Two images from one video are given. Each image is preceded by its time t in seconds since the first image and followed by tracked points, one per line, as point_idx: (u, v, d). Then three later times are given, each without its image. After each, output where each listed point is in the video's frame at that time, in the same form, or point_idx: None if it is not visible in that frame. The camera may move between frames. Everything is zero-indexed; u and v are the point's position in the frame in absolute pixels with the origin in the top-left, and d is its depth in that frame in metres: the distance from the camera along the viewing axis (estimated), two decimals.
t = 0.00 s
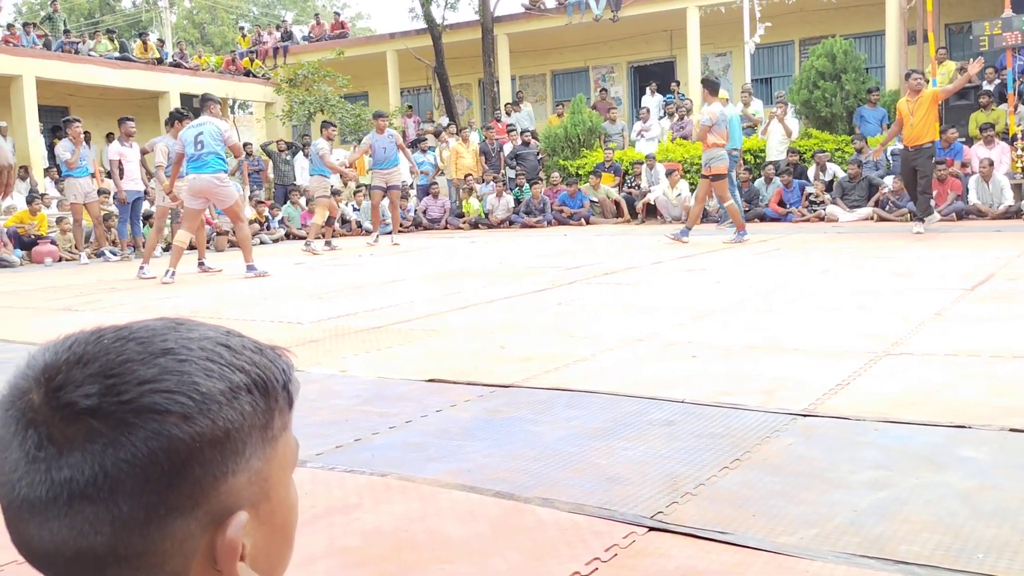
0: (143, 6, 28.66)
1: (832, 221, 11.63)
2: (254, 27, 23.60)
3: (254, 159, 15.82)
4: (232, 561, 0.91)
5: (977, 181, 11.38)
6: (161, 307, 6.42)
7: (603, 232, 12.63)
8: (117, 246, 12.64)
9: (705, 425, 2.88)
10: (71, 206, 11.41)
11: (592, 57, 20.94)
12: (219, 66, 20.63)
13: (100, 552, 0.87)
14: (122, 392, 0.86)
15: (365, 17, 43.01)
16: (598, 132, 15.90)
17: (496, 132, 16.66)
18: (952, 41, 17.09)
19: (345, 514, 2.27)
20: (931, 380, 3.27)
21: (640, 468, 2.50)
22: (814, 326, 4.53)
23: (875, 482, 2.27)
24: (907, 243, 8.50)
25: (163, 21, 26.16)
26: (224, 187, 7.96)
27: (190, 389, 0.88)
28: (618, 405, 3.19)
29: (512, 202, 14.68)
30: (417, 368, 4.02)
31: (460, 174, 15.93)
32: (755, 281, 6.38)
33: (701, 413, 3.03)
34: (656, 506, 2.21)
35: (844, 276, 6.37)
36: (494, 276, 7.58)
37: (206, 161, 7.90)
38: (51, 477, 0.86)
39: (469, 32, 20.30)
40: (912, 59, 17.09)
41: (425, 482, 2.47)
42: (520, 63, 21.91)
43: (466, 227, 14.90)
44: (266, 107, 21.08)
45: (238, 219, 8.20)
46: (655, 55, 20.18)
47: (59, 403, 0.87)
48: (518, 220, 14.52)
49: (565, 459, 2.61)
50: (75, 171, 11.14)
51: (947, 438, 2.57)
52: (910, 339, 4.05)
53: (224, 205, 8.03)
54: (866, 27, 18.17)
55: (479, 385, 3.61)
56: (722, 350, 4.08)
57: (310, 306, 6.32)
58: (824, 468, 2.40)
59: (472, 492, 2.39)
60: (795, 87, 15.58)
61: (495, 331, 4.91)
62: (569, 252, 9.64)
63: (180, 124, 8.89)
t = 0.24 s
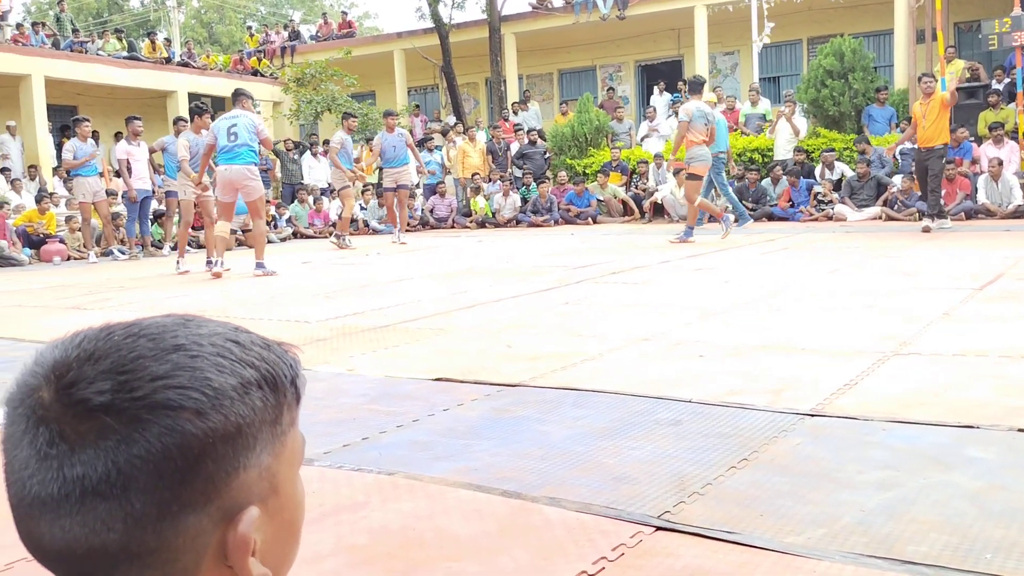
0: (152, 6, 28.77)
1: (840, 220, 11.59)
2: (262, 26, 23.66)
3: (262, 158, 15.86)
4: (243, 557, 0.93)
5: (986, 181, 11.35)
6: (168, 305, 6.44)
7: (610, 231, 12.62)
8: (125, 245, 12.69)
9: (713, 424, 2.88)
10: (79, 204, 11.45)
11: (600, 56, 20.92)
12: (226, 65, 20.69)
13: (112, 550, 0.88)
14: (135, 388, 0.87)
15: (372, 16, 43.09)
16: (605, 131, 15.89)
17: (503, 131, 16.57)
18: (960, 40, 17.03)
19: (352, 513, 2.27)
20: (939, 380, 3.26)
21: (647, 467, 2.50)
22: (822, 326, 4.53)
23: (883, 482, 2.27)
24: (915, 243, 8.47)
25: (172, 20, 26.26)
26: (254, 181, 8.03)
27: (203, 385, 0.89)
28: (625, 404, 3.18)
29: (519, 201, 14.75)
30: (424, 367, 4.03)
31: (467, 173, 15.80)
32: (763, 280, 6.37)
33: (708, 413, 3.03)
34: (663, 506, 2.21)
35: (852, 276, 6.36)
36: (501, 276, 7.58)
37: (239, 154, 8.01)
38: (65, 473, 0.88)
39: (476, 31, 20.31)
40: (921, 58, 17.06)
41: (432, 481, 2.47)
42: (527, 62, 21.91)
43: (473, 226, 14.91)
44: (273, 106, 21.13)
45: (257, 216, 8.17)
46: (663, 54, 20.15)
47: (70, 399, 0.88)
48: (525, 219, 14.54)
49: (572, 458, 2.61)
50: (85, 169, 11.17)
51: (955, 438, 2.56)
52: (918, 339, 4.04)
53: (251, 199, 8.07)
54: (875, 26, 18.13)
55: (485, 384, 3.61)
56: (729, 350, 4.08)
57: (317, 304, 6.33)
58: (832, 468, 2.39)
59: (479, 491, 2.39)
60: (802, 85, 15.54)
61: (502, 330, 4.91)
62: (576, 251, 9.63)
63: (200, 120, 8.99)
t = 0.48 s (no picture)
0: (157, 5, 28.83)
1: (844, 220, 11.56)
2: (266, 26, 23.68)
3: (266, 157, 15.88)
4: (216, 552, 0.96)
5: (990, 180, 11.30)
6: (172, 304, 6.45)
7: (614, 230, 12.60)
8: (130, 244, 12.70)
9: (715, 423, 2.88)
10: (84, 203, 11.47)
11: (603, 55, 20.90)
12: (231, 64, 20.70)
13: (84, 552, 0.90)
14: (102, 388, 0.89)
15: (375, 15, 43.13)
16: (608, 130, 15.87)
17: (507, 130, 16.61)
18: (965, 39, 16.99)
19: (355, 511, 2.28)
20: (942, 380, 3.25)
21: (650, 465, 2.51)
22: (825, 325, 4.52)
23: (885, 481, 2.27)
24: (919, 242, 8.46)
25: (176, 19, 26.29)
26: (264, 181, 8.03)
27: (169, 383, 0.91)
28: (628, 403, 3.18)
29: (522, 200, 14.67)
30: (427, 365, 4.03)
31: (471, 172, 15.98)
32: (766, 280, 6.37)
33: (711, 411, 3.03)
34: (666, 504, 2.21)
35: (856, 275, 6.35)
36: (505, 274, 7.58)
37: (250, 152, 8.01)
38: (32, 478, 0.89)
39: (480, 30, 20.31)
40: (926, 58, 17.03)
41: (435, 479, 2.47)
42: (530, 61, 21.91)
43: (477, 224, 14.89)
44: (277, 105, 21.15)
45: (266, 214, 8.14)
46: (667, 53, 20.13)
47: (35, 402, 0.89)
48: (529, 218, 14.54)
49: (575, 457, 2.62)
50: (90, 168, 11.18)
51: (959, 437, 2.56)
52: (921, 338, 4.03)
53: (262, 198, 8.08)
54: (879, 25, 18.11)
55: (488, 382, 3.61)
56: (732, 349, 4.07)
57: (321, 303, 6.34)
58: (834, 467, 2.39)
59: (482, 490, 2.39)
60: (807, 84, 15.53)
61: (505, 329, 4.91)
62: (580, 250, 9.63)
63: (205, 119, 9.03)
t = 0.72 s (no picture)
0: (158, 4, 28.84)
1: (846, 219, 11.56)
2: (268, 25, 23.69)
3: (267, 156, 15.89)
4: (195, 540, 0.96)
5: (992, 180, 11.31)
6: (173, 303, 6.45)
7: (616, 229, 12.60)
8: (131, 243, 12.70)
9: (715, 422, 2.88)
10: (85, 202, 11.47)
11: (605, 55, 20.89)
12: (232, 63, 20.71)
13: (60, 552, 0.89)
14: (65, 383, 0.89)
15: (376, 14, 43.16)
16: (610, 130, 15.86)
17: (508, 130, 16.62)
18: (967, 39, 16.99)
19: (354, 510, 2.27)
20: (943, 379, 3.25)
21: (649, 465, 2.50)
22: (827, 324, 4.52)
23: (885, 480, 2.27)
24: (921, 242, 8.45)
25: (178, 17, 26.29)
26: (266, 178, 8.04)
27: (133, 373, 0.92)
28: (628, 402, 3.18)
29: (524, 200, 14.66)
30: (428, 365, 4.03)
31: (473, 172, 15.92)
32: (767, 279, 6.37)
33: (711, 411, 3.02)
34: (665, 503, 2.21)
35: (857, 274, 6.35)
36: (506, 274, 7.58)
37: (255, 150, 8.01)
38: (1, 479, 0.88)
39: (482, 30, 20.31)
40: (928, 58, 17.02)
41: (434, 478, 2.47)
42: (532, 61, 21.92)
43: (478, 224, 14.88)
44: (279, 105, 21.15)
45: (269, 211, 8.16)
46: (668, 53, 20.14)
47: None
48: (531, 218, 14.53)
49: (575, 455, 2.62)
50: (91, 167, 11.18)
51: (959, 436, 2.56)
52: (922, 338, 4.03)
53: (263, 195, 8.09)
54: (882, 24, 18.10)
55: (488, 381, 3.61)
56: (733, 348, 4.07)
57: (322, 302, 6.34)
58: (834, 466, 2.39)
59: (482, 488, 2.39)
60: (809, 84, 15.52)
61: (507, 328, 4.91)
62: (581, 249, 9.62)
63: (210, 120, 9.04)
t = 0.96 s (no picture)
0: (159, 4, 28.84)
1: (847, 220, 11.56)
2: (268, 25, 23.68)
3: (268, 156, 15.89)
4: (200, 532, 0.98)
5: (992, 180, 11.30)
6: (173, 303, 6.45)
7: (616, 229, 12.60)
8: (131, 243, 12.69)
9: (714, 422, 2.87)
10: (85, 202, 11.47)
11: (606, 55, 20.89)
12: (233, 63, 20.72)
13: (68, 554, 0.88)
14: (60, 385, 0.89)
15: (376, 14, 43.17)
16: (611, 130, 15.84)
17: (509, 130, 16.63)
18: (968, 39, 17.00)
19: (354, 510, 2.27)
20: (942, 379, 3.25)
21: (648, 465, 2.51)
22: (827, 324, 4.53)
23: (884, 480, 2.27)
24: (921, 242, 8.45)
25: (178, 17, 26.30)
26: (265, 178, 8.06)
27: (128, 371, 0.93)
28: (628, 402, 3.18)
29: (524, 200, 14.65)
30: (428, 365, 4.03)
31: (473, 172, 15.92)
32: (767, 279, 6.37)
33: (710, 411, 3.02)
34: (665, 503, 2.21)
35: (857, 274, 6.35)
36: (506, 274, 7.58)
37: (253, 151, 8.03)
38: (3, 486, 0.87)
39: (482, 30, 20.31)
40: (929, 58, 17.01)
41: (434, 478, 2.47)
42: (532, 61, 21.92)
43: (479, 224, 14.88)
44: (279, 105, 21.14)
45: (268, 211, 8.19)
46: (669, 53, 20.14)
47: None
48: (531, 218, 14.51)
49: (575, 455, 2.61)
50: (91, 167, 11.18)
51: (958, 436, 2.56)
52: (922, 338, 4.03)
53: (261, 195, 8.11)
54: (882, 25, 18.08)
55: (488, 382, 3.62)
56: (734, 348, 4.07)
57: (322, 302, 6.34)
58: (833, 466, 2.39)
59: (482, 489, 2.39)
60: (810, 84, 15.52)
61: (507, 329, 4.91)
62: (581, 250, 9.62)
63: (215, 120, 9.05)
